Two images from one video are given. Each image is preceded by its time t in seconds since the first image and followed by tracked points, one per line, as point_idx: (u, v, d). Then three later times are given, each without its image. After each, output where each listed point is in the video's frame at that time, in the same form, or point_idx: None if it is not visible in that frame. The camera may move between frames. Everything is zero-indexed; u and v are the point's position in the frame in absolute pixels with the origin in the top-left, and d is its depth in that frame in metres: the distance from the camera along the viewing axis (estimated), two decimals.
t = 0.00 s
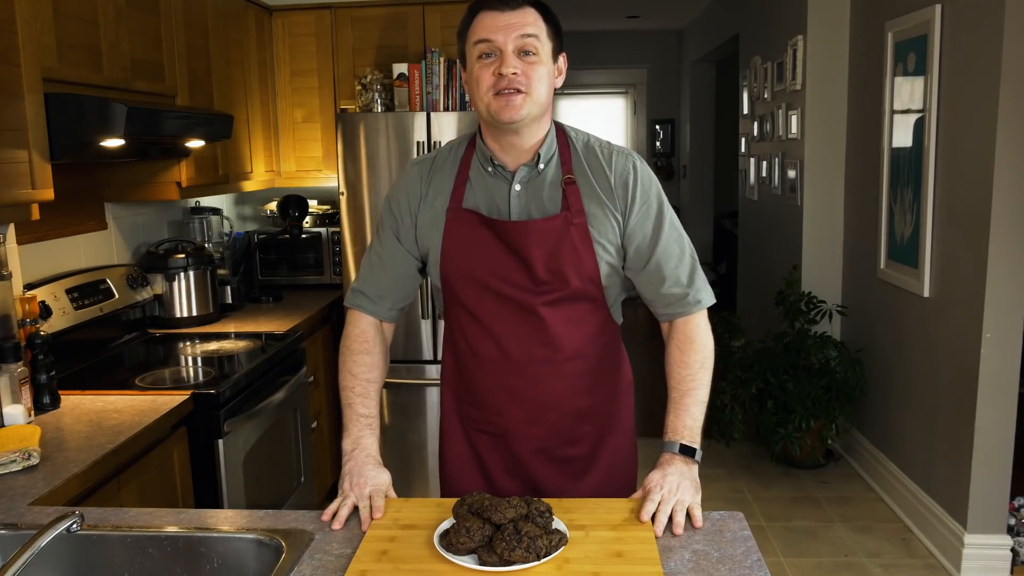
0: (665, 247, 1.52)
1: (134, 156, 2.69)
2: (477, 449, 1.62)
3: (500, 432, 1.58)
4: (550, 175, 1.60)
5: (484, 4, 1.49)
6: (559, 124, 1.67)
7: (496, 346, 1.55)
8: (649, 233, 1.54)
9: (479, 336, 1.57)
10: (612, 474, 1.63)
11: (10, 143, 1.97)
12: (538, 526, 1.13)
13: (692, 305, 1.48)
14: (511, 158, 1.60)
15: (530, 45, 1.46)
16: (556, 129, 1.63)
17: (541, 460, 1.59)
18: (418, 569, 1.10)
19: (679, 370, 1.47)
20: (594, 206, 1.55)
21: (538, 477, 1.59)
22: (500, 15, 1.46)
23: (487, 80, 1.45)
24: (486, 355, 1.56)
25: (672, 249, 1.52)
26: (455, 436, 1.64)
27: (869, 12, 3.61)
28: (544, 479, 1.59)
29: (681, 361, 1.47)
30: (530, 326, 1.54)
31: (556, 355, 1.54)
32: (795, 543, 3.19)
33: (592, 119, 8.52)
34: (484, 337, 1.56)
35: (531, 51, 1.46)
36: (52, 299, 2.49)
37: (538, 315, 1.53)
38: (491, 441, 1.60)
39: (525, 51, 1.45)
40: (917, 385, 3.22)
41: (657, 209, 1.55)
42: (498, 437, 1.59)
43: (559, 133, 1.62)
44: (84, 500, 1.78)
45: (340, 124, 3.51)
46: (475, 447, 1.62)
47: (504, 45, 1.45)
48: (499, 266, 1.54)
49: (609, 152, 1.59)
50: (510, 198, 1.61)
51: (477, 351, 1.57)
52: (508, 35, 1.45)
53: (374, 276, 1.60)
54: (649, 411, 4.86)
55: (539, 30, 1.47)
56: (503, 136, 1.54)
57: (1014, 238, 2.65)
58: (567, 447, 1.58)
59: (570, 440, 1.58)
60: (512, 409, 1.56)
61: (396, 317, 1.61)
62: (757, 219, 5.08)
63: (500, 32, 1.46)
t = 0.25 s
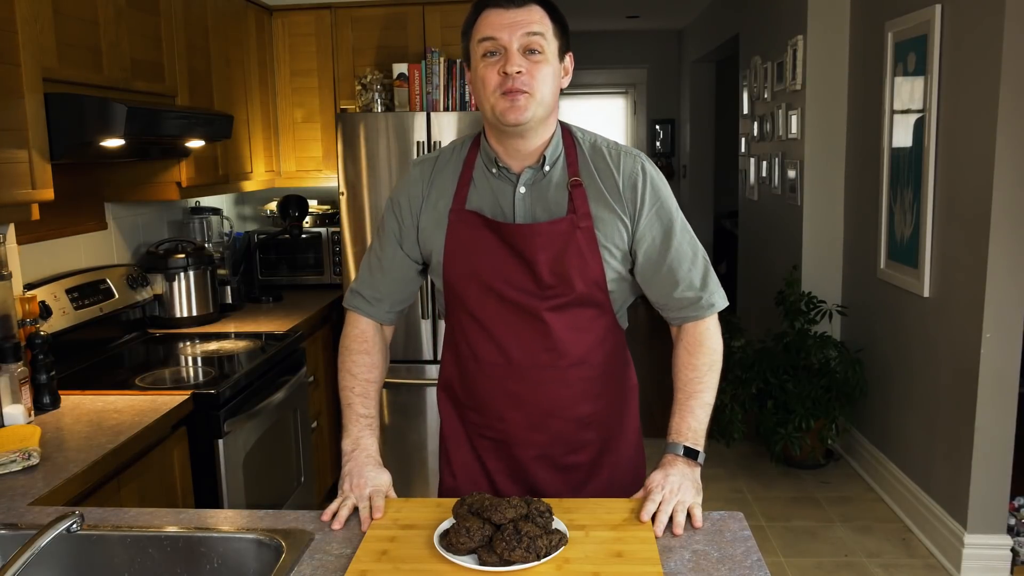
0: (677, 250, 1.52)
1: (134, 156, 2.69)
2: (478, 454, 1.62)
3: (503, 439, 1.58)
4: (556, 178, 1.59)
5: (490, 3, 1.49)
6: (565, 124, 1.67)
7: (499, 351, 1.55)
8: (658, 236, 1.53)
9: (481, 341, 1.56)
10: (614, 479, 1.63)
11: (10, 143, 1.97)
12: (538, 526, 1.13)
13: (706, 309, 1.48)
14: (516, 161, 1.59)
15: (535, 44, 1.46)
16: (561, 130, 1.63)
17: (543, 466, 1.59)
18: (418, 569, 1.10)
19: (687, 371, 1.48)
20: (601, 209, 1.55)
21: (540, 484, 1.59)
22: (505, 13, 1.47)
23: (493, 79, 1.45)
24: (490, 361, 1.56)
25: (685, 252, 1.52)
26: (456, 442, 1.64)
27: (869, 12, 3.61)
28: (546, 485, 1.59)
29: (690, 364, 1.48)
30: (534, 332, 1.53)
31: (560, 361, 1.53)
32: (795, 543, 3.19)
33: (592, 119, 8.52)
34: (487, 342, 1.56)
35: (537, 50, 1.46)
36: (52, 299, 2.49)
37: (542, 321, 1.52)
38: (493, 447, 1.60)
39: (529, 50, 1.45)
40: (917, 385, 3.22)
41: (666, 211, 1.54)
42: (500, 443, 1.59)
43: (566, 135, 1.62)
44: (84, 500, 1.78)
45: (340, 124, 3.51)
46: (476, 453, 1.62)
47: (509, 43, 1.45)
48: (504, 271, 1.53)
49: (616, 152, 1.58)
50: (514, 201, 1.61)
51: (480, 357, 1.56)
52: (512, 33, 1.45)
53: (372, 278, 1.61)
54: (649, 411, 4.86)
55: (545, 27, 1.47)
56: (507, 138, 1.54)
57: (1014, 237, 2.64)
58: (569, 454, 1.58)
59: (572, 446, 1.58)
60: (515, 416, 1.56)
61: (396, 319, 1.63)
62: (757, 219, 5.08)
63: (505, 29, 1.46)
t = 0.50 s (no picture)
0: (678, 248, 1.52)
1: (134, 156, 2.69)
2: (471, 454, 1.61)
3: (497, 439, 1.57)
4: (555, 175, 1.59)
5: None
6: (564, 122, 1.67)
7: (495, 350, 1.55)
8: (658, 235, 1.53)
9: (477, 340, 1.56)
10: (607, 479, 1.63)
11: (10, 143, 1.97)
12: (538, 526, 1.13)
13: (709, 307, 1.49)
14: (516, 155, 1.59)
15: (536, 33, 1.46)
16: (560, 127, 1.63)
17: (537, 467, 1.58)
18: (418, 569, 1.10)
19: (689, 370, 1.48)
20: (600, 206, 1.55)
21: (534, 485, 1.58)
22: (507, 4, 1.47)
23: (493, 66, 1.44)
24: (486, 360, 1.55)
25: (686, 251, 1.52)
26: (449, 442, 1.63)
27: (869, 12, 3.61)
28: (539, 485, 1.58)
29: (691, 363, 1.49)
30: (531, 330, 1.53)
31: (557, 360, 1.53)
32: (795, 543, 3.19)
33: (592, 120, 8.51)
34: (483, 341, 1.55)
35: (538, 40, 1.46)
36: (52, 299, 2.49)
37: (539, 320, 1.52)
38: (487, 447, 1.59)
39: (531, 38, 1.45)
40: (916, 385, 3.22)
41: (666, 210, 1.54)
42: (493, 442, 1.58)
43: (565, 133, 1.61)
44: (84, 500, 1.78)
45: (340, 124, 3.51)
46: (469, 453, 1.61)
47: (510, 31, 1.45)
48: (501, 269, 1.53)
49: (616, 151, 1.58)
50: (513, 197, 1.61)
51: (475, 356, 1.56)
52: (514, 22, 1.46)
53: (363, 276, 1.61)
54: (649, 411, 4.86)
55: (546, 19, 1.48)
56: (507, 127, 1.53)
57: (1014, 237, 2.64)
58: (562, 454, 1.57)
59: (566, 446, 1.57)
60: (510, 416, 1.56)
61: (387, 317, 1.63)
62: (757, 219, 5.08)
63: (507, 18, 1.46)
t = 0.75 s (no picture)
0: (672, 238, 1.54)
1: (134, 156, 2.69)
2: (454, 454, 1.57)
3: (482, 436, 1.54)
4: (543, 168, 1.58)
5: None
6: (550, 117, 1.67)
7: (482, 343, 1.52)
8: (650, 227, 1.55)
9: (464, 333, 1.53)
10: (593, 479, 1.61)
11: (10, 143, 1.97)
12: (538, 526, 1.13)
13: (706, 294, 1.51)
14: (505, 150, 1.58)
15: (524, 36, 1.46)
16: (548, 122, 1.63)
17: (524, 465, 1.55)
18: (418, 569, 1.10)
19: (688, 354, 1.50)
20: (591, 199, 1.55)
21: (520, 484, 1.54)
22: (493, 5, 1.46)
23: (481, 72, 1.45)
24: (473, 354, 1.53)
25: (681, 240, 1.54)
26: (431, 442, 1.58)
27: (869, 12, 3.61)
28: (526, 484, 1.55)
29: (690, 346, 1.51)
30: (520, 321, 1.51)
31: (546, 353, 1.52)
32: (796, 543, 3.20)
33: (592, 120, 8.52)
34: (470, 333, 1.53)
35: (525, 42, 1.46)
36: (52, 299, 2.49)
37: (529, 310, 1.51)
38: (472, 445, 1.55)
39: (518, 42, 1.45)
40: (917, 385, 3.22)
41: (656, 202, 1.56)
42: (479, 440, 1.54)
43: (554, 128, 1.61)
44: (84, 500, 1.78)
45: (340, 124, 3.51)
46: (451, 453, 1.57)
47: (497, 35, 1.45)
48: (491, 261, 1.52)
49: (604, 145, 1.59)
50: (502, 191, 1.59)
51: (462, 349, 1.53)
52: (501, 25, 1.45)
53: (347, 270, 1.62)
54: (649, 411, 4.86)
55: (533, 19, 1.47)
56: (495, 128, 1.54)
57: (1015, 237, 2.64)
58: (550, 451, 1.54)
59: (554, 444, 1.55)
60: (497, 411, 1.53)
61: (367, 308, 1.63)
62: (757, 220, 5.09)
63: (493, 21, 1.45)
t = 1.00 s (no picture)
0: (659, 236, 1.65)
1: (134, 156, 2.69)
2: (450, 456, 1.54)
3: (481, 437, 1.52)
4: (536, 171, 1.60)
5: (439, 11, 1.46)
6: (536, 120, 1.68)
7: (480, 342, 1.51)
8: (639, 227, 1.63)
9: (461, 333, 1.52)
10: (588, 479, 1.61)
11: (10, 144, 1.97)
12: (538, 526, 1.13)
13: (688, 286, 1.67)
14: (496, 157, 1.58)
15: (493, 55, 1.45)
16: (536, 126, 1.64)
17: (523, 466, 1.54)
18: (418, 569, 1.10)
19: (669, 343, 1.68)
20: (583, 201, 1.59)
21: (520, 484, 1.53)
22: (456, 29, 1.44)
23: (457, 99, 1.46)
24: (471, 354, 1.51)
25: (667, 237, 1.66)
26: (427, 445, 1.55)
27: (869, 12, 3.61)
28: (526, 484, 1.53)
29: (671, 336, 1.69)
30: (519, 320, 1.51)
31: (543, 352, 1.52)
32: (796, 543, 3.19)
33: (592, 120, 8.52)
34: (468, 333, 1.51)
35: (496, 59, 1.45)
36: (53, 299, 2.49)
37: (528, 309, 1.51)
38: (469, 447, 1.53)
39: (488, 63, 1.45)
40: (917, 385, 3.22)
41: (644, 202, 1.63)
42: (478, 441, 1.52)
43: (542, 132, 1.63)
44: (84, 500, 1.78)
45: (340, 124, 3.51)
46: (447, 455, 1.54)
47: (466, 59, 1.45)
48: (489, 260, 1.51)
49: (593, 148, 1.63)
50: (497, 194, 1.59)
51: (459, 349, 1.52)
52: (469, 48, 1.44)
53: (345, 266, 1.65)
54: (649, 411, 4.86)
55: (499, 34, 1.45)
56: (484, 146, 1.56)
57: (1015, 237, 2.64)
58: (548, 449, 1.54)
59: (552, 442, 1.54)
60: (496, 410, 1.51)
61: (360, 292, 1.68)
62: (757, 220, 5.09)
63: (460, 46, 1.44)
